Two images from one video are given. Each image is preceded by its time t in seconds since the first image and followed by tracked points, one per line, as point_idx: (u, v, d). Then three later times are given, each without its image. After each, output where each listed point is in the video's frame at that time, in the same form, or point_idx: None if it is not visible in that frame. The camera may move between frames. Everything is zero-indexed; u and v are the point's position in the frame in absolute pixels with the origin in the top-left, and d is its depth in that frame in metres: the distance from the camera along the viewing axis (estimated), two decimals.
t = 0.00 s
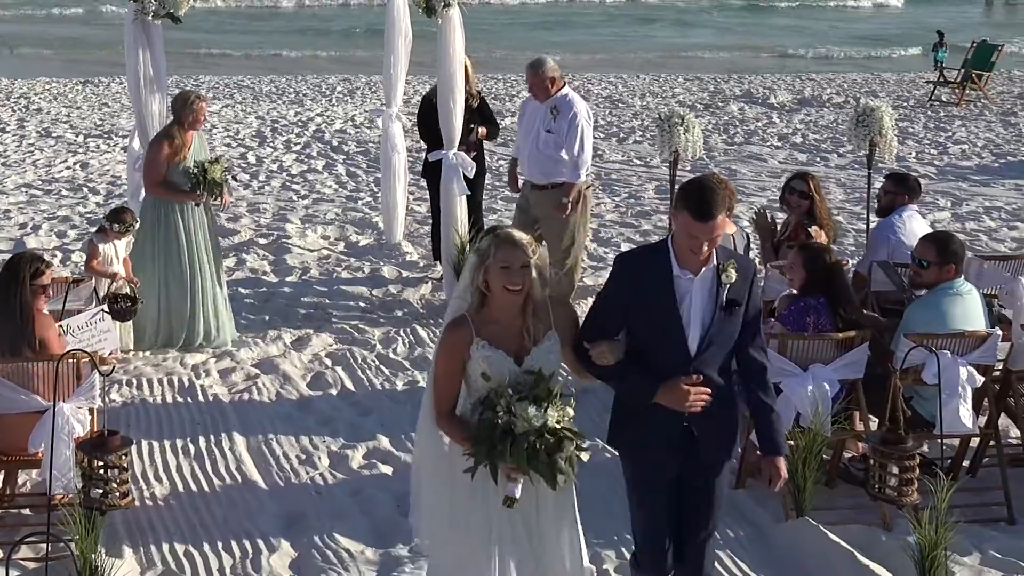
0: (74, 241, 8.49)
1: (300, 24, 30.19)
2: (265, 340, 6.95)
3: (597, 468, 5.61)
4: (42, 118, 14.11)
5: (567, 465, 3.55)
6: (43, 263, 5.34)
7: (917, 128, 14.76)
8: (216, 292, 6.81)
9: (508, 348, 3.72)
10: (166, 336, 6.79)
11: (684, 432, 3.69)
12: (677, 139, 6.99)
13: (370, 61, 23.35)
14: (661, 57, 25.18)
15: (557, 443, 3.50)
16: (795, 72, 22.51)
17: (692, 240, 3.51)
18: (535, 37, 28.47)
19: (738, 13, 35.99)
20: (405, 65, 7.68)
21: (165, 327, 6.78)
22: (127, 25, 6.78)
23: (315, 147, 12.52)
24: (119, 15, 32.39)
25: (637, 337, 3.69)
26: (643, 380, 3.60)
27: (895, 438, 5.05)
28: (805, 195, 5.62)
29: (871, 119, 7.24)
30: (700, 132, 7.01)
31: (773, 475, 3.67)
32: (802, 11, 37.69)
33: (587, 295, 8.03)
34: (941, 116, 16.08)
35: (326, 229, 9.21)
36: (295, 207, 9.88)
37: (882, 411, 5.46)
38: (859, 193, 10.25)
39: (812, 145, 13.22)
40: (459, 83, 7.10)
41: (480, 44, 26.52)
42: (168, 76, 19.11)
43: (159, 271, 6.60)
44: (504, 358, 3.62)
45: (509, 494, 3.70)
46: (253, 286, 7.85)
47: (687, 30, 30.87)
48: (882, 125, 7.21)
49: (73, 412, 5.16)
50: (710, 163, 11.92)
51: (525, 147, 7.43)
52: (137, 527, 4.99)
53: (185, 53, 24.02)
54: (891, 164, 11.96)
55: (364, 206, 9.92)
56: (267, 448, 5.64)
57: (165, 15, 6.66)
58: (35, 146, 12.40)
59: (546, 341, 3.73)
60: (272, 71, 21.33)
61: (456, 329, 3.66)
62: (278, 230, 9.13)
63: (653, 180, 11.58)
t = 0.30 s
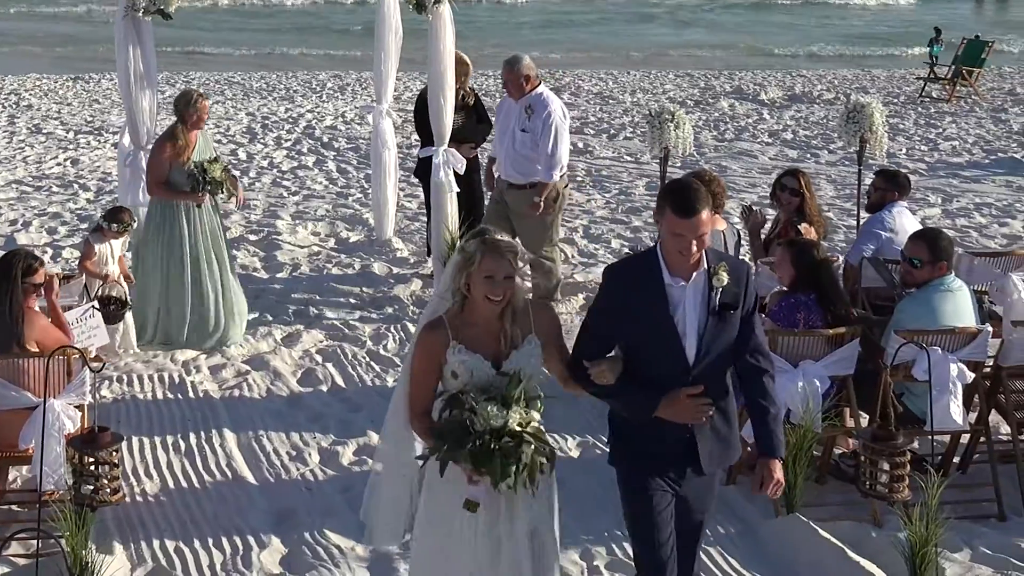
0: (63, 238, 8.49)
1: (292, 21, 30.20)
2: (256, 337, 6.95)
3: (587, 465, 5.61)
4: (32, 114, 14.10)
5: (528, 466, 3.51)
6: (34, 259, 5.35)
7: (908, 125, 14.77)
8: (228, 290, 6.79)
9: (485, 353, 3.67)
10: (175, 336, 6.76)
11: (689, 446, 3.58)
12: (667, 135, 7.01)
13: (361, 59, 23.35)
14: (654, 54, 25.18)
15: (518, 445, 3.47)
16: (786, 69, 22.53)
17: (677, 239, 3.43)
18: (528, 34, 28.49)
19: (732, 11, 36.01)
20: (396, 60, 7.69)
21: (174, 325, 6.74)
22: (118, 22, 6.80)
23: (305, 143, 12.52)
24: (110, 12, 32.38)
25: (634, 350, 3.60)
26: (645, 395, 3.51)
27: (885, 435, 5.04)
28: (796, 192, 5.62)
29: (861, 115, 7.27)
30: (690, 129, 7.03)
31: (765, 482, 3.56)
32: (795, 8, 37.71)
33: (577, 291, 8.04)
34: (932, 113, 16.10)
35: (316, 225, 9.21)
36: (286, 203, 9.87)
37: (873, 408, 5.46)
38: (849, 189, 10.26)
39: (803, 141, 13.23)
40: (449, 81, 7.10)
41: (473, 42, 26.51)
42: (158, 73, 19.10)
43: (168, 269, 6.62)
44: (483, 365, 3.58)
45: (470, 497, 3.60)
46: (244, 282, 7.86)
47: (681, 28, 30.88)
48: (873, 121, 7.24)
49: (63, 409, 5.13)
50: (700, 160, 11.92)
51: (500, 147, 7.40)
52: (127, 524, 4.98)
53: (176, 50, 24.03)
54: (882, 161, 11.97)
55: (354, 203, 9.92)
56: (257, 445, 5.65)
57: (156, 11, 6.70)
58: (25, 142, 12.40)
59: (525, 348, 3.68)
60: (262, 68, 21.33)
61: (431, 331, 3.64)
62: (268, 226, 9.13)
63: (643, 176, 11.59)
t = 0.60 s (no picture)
0: (54, 236, 8.51)
1: (286, 19, 30.23)
2: (248, 334, 6.97)
3: (577, 462, 5.61)
4: (24, 111, 14.11)
5: (489, 493, 3.25)
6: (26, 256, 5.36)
7: (899, 122, 14.79)
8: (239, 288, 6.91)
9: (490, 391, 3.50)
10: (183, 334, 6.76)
11: (684, 474, 3.32)
12: (659, 132, 7.06)
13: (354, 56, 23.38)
14: (646, 51, 25.21)
15: (472, 467, 3.21)
16: (778, 66, 22.56)
17: (658, 245, 3.21)
18: (521, 33, 28.53)
19: (726, 10, 36.06)
20: (387, 57, 7.70)
21: (182, 325, 6.76)
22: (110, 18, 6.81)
23: (296, 140, 12.53)
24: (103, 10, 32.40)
25: (620, 373, 3.33)
26: (634, 418, 3.25)
27: (875, 431, 5.04)
28: (788, 189, 5.65)
29: (853, 112, 7.33)
30: (682, 125, 7.07)
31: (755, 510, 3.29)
32: (789, 6, 37.75)
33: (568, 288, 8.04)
34: (923, 109, 16.13)
35: (308, 222, 9.21)
36: (277, 200, 9.88)
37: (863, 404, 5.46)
38: (840, 186, 10.28)
39: (794, 138, 13.24)
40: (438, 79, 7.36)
41: (466, 40, 26.55)
42: (150, 70, 19.12)
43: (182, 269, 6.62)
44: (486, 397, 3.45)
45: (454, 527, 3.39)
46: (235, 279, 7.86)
47: (675, 26, 30.92)
48: (864, 118, 7.31)
49: (54, 405, 5.12)
50: (692, 156, 11.94)
51: (456, 144, 7.19)
52: (118, 521, 4.98)
53: (168, 47, 24.05)
54: (873, 157, 11.99)
55: (345, 200, 9.93)
56: (248, 441, 5.65)
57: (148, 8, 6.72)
58: (16, 139, 12.40)
59: (532, 383, 3.50)
60: (254, 65, 21.36)
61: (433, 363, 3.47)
62: (260, 223, 9.13)
63: (635, 172, 11.60)
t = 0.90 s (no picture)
0: (45, 233, 8.54)
1: (280, 17, 30.25)
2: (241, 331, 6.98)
3: (568, 460, 5.61)
4: (15, 108, 14.11)
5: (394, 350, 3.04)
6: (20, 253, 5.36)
7: (891, 119, 14.82)
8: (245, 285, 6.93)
9: (518, 392, 3.36)
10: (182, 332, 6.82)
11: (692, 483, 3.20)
12: (651, 129, 7.15)
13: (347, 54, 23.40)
14: (640, 49, 25.23)
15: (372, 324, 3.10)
16: (771, 64, 22.60)
17: (666, 244, 3.12)
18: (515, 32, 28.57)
19: (720, 8, 36.10)
20: (379, 54, 7.72)
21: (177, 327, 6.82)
22: (102, 16, 6.84)
23: (288, 136, 12.54)
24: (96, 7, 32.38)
25: (625, 384, 3.20)
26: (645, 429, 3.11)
27: (866, 428, 5.04)
28: (779, 186, 5.68)
29: (845, 109, 7.39)
30: (674, 122, 7.17)
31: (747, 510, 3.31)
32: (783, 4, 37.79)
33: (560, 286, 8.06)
34: (915, 106, 16.15)
35: (300, 219, 9.22)
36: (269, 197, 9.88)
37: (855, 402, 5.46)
38: (832, 183, 10.30)
39: (786, 135, 13.26)
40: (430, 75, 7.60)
41: (460, 38, 26.57)
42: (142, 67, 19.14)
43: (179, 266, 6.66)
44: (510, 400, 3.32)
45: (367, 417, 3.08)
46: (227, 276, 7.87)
47: (670, 25, 30.96)
48: (856, 115, 7.36)
49: (46, 402, 5.11)
50: (684, 153, 11.95)
51: (427, 144, 7.22)
52: (110, 518, 4.97)
53: (162, 45, 24.06)
54: (865, 155, 12.01)
55: (337, 196, 9.94)
56: (240, 439, 5.67)
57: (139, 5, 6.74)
58: (8, 136, 12.40)
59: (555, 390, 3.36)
60: (246, 63, 21.38)
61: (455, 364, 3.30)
62: (252, 220, 9.13)
63: (627, 169, 11.62)
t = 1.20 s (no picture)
0: (38, 231, 8.59)
1: (274, 16, 30.30)
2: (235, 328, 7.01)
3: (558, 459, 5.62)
4: (8, 106, 14.14)
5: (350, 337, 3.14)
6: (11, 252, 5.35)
7: (884, 116, 14.83)
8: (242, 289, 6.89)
9: (523, 418, 3.35)
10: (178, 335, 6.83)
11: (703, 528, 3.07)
12: (644, 127, 7.26)
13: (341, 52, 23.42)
14: (633, 47, 25.24)
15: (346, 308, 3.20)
16: (764, 62, 22.61)
17: (702, 275, 2.98)
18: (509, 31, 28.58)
19: (715, 8, 36.12)
20: (372, 52, 7.75)
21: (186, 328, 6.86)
22: (95, 13, 6.88)
23: (281, 134, 12.56)
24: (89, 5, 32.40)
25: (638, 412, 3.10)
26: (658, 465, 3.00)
27: (860, 426, 5.05)
28: (772, 184, 5.68)
29: (838, 106, 7.42)
30: (667, 120, 7.28)
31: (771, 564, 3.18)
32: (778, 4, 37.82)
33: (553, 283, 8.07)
34: (908, 104, 16.15)
35: (293, 216, 9.22)
36: (262, 193, 9.90)
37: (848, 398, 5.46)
38: (824, 180, 10.30)
39: (779, 132, 13.27)
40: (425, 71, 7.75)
41: (455, 37, 26.58)
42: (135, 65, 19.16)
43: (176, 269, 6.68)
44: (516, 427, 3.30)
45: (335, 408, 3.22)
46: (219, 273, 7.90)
47: (665, 24, 30.98)
48: (849, 112, 7.39)
49: (39, 400, 5.06)
50: (677, 150, 11.96)
51: (399, 152, 7.14)
52: (103, 514, 4.98)
53: (155, 43, 24.06)
54: (858, 152, 12.02)
55: (330, 194, 9.95)
56: (233, 436, 5.70)
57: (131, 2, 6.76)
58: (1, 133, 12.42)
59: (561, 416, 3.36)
60: (238, 61, 21.42)
61: (458, 389, 3.30)
62: (244, 217, 9.14)
63: (619, 166, 11.63)
